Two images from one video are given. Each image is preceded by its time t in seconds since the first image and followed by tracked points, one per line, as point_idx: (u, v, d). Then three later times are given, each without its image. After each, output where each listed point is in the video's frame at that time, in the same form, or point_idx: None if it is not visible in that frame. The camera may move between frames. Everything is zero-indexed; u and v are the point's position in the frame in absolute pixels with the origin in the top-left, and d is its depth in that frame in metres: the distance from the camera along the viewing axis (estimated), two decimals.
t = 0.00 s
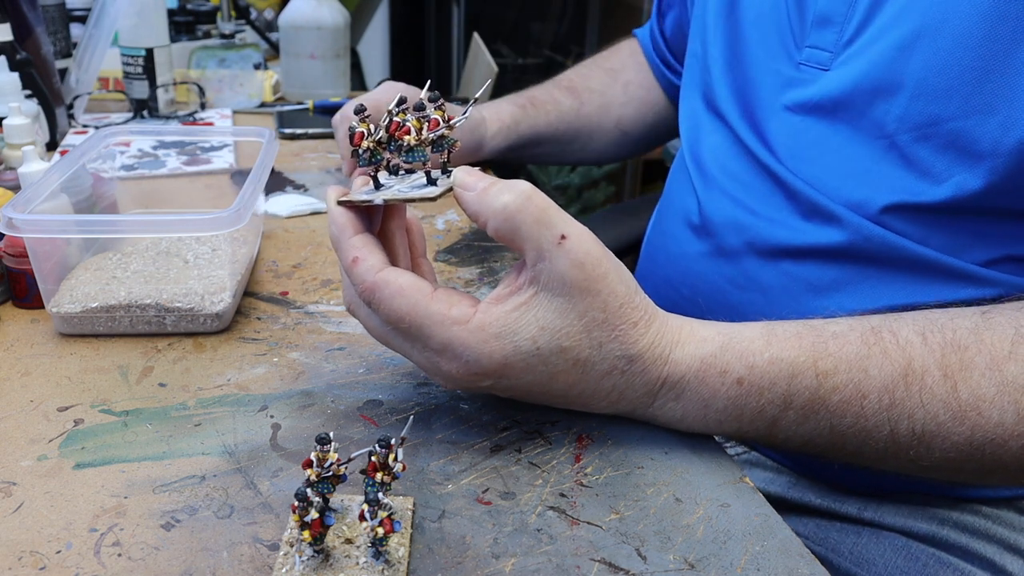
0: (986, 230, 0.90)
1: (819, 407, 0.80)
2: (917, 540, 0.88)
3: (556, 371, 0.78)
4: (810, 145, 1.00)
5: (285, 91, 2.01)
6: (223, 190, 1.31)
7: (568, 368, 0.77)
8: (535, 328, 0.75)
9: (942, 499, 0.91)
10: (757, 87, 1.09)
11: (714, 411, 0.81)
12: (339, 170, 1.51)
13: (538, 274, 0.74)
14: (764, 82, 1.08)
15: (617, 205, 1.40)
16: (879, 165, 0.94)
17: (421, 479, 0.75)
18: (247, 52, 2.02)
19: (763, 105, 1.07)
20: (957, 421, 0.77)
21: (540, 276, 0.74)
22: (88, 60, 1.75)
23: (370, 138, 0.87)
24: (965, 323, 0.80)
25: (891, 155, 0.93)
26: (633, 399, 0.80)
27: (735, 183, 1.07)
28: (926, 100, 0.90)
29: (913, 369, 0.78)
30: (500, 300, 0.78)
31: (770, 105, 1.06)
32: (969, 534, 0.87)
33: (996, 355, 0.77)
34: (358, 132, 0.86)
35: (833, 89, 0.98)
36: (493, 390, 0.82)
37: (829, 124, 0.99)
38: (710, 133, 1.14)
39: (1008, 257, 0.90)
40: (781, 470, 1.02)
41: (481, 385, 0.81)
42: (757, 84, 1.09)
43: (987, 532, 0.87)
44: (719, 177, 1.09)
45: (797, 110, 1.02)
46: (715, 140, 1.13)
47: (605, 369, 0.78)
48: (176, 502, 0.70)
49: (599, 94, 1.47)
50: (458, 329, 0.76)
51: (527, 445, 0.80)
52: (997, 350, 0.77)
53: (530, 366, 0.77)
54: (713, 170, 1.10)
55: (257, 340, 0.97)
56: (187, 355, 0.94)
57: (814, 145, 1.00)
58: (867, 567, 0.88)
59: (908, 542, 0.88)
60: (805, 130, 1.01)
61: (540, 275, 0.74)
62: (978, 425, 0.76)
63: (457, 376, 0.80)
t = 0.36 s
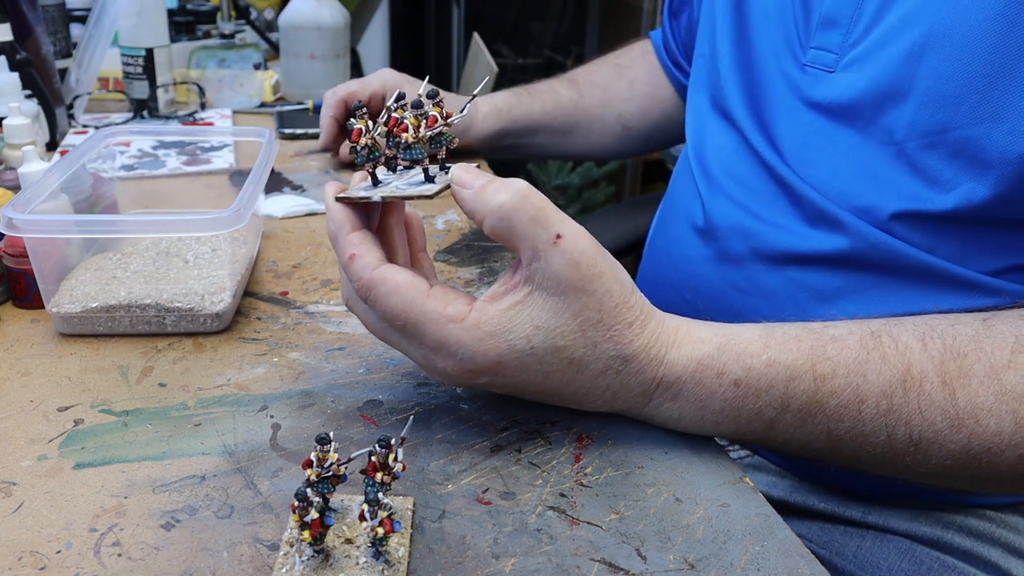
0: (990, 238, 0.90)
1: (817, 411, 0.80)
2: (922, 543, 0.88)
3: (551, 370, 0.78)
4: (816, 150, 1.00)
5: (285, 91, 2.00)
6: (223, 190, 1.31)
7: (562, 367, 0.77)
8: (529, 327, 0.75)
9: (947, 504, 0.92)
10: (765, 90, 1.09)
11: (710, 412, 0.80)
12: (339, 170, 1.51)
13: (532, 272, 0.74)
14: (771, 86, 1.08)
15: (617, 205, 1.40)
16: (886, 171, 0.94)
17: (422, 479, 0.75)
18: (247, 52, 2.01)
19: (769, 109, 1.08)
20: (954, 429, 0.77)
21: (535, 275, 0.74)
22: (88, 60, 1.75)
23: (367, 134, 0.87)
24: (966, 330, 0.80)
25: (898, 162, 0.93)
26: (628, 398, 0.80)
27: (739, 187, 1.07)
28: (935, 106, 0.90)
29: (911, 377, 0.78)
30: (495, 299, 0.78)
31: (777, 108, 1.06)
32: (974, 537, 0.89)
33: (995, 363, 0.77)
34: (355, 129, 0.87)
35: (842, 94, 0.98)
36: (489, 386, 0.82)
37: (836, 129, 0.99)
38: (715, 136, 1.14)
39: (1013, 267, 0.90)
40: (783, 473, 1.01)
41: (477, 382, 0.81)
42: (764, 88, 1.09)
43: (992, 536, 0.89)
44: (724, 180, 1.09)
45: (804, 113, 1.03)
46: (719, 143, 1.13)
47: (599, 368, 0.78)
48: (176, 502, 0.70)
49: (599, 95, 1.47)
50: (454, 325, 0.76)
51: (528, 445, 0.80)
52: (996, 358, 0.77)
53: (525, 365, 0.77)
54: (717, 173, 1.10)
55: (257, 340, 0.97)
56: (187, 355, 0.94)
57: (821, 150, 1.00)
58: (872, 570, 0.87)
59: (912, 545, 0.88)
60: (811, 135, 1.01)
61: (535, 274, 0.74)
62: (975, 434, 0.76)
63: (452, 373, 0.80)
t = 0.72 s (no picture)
0: (991, 232, 0.90)
1: (821, 405, 0.80)
2: (919, 541, 0.88)
3: (557, 368, 0.78)
4: (818, 145, 1.00)
5: (285, 91, 2.00)
6: (224, 190, 1.31)
7: (570, 365, 0.77)
8: (536, 325, 0.75)
9: (944, 501, 0.92)
10: (766, 86, 1.09)
11: (716, 407, 0.81)
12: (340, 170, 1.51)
13: (536, 272, 0.74)
14: (771, 83, 1.08)
15: (618, 204, 1.40)
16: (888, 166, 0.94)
17: (422, 479, 0.75)
18: (247, 52, 2.01)
19: (771, 106, 1.08)
20: (958, 421, 0.77)
21: (539, 273, 0.74)
22: (88, 60, 1.75)
23: (368, 138, 0.87)
24: (968, 323, 0.81)
25: (900, 156, 0.93)
26: (635, 395, 0.80)
27: (740, 183, 1.07)
28: (936, 101, 0.90)
29: (915, 369, 0.79)
30: (501, 299, 0.78)
31: (778, 104, 1.06)
32: (970, 534, 0.89)
33: (998, 355, 0.78)
34: (356, 134, 0.86)
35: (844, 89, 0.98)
36: (494, 387, 0.82)
37: (838, 125, 0.99)
38: (715, 132, 1.14)
39: (1014, 262, 0.90)
40: (781, 470, 1.02)
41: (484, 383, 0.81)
42: (765, 84, 1.09)
43: (989, 532, 0.89)
44: (725, 177, 1.09)
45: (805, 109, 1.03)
46: (720, 140, 1.13)
47: (606, 366, 0.78)
48: (176, 501, 0.70)
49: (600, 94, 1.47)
50: (460, 329, 0.76)
51: (528, 445, 0.80)
52: (999, 350, 0.78)
53: (532, 364, 0.77)
54: (718, 170, 1.10)
55: (257, 340, 0.97)
56: (187, 355, 0.94)
57: (822, 146, 1.00)
58: (868, 566, 0.87)
59: (909, 542, 0.88)
60: (813, 131, 1.01)
61: (540, 273, 0.74)
62: (979, 425, 0.76)
63: (459, 374, 0.80)
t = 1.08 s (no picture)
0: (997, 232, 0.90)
1: (822, 406, 0.80)
2: (923, 542, 0.88)
3: (557, 370, 0.78)
4: (827, 145, 1.00)
5: (285, 91, 2.00)
6: (224, 190, 1.31)
7: (571, 366, 0.77)
8: (535, 327, 0.75)
9: (947, 502, 0.92)
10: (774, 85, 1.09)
11: (717, 407, 0.81)
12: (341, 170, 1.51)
13: (537, 274, 0.75)
14: (778, 81, 1.08)
15: (618, 204, 1.40)
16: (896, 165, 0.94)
17: (421, 479, 0.75)
18: (247, 52, 2.01)
19: (778, 105, 1.07)
20: (960, 421, 0.77)
21: (539, 276, 0.74)
22: (88, 60, 1.76)
23: (367, 141, 0.87)
24: (971, 324, 0.80)
25: (909, 156, 0.93)
26: (637, 395, 0.80)
27: (747, 182, 1.07)
28: (947, 100, 0.90)
29: (917, 369, 0.79)
30: (501, 300, 0.78)
31: (786, 104, 1.06)
32: (974, 535, 0.89)
33: (1000, 355, 0.77)
34: (355, 136, 0.86)
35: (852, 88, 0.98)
36: (495, 388, 0.82)
37: (846, 124, 0.99)
38: (721, 132, 1.14)
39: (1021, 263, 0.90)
40: (785, 472, 1.02)
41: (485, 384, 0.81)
42: (771, 83, 1.09)
43: (993, 534, 0.88)
44: (732, 176, 1.08)
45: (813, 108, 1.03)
46: (726, 139, 1.12)
47: (607, 367, 0.78)
48: (176, 502, 0.70)
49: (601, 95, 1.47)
50: (461, 329, 0.76)
51: (528, 445, 0.80)
52: (1002, 351, 0.78)
53: (531, 366, 0.77)
54: (725, 170, 1.10)
55: (257, 340, 0.97)
56: (187, 355, 0.94)
57: (831, 145, 1.00)
58: (872, 568, 0.87)
59: (913, 544, 0.88)
60: (821, 130, 1.01)
61: (541, 274, 0.74)
62: (981, 426, 0.76)
63: (460, 375, 0.80)
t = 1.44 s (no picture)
0: (996, 231, 0.90)
1: (820, 399, 0.80)
2: (922, 544, 0.88)
3: (549, 357, 0.78)
4: (825, 144, 1.00)
5: (285, 91, 2.01)
6: (224, 190, 1.31)
7: (562, 354, 0.78)
8: (527, 315, 0.75)
9: (946, 503, 0.92)
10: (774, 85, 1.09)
11: (713, 400, 0.81)
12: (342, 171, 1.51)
13: (528, 263, 0.75)
14: (778, 82, 1.09)
15: (618, 204, 1.40)
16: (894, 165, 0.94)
17: (421, 479, 0.75)
18: (247, 52, 2.02)
19: (779, 106, 1.08)
20: (957, 416, 0.77)
21: (532, 265, 0.74)
22: (88, 60, 1.76)
23: (371, 132, 0.87)
24: (969, 319, 0.80)
25: (907, 155, 0.93)
26: (631, 386, 0.81)
27: (745, 182, 1.07)
28: (944, 99, 0.90)
29: (915, 362, 0.79)
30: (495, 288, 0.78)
31: (786, 104, 1.07)
32: (972, 537, 0.89)
33: (999, 351, 0.77)
34: (359, 128, 0.86)
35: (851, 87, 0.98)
36: (488, 375, 0.82)
37: (845, 124, 0.99)
38: (721, 132, 1.14)
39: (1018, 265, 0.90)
40: (783, 473, 1.01)
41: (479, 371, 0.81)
42: (773, 84, 1.10)
43: (991, 535, 0.89)
44: (731, 176, 1.09)
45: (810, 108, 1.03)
46: (725, 139, 1.13)
47: (599, 356, 0.78)
48: (176, 501, 0.70)
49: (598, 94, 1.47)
50: (453, 313, 0.76)
51: (528, 445, 0.80)
52: (999, 346, 0.78)
53: (523, 352, 0.77)
54: (724, 170, 1.10)
55: (257, 340, 0.97)
56: (187, 355, 0.94)
57: (830, 145, 1.00)
58: (872, 570, 0.87)
59: (912, 546, 0.88)
60: (820, 130, 1.01)
61: (531, 263, 0.75)
62: (979, 420, 0.76)
63: (453, 362, 0.80)
